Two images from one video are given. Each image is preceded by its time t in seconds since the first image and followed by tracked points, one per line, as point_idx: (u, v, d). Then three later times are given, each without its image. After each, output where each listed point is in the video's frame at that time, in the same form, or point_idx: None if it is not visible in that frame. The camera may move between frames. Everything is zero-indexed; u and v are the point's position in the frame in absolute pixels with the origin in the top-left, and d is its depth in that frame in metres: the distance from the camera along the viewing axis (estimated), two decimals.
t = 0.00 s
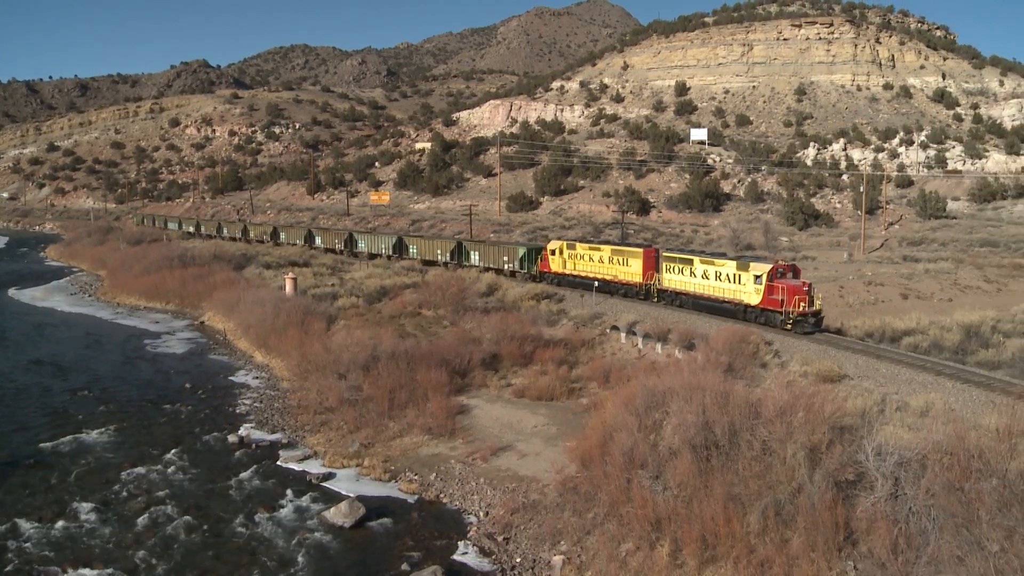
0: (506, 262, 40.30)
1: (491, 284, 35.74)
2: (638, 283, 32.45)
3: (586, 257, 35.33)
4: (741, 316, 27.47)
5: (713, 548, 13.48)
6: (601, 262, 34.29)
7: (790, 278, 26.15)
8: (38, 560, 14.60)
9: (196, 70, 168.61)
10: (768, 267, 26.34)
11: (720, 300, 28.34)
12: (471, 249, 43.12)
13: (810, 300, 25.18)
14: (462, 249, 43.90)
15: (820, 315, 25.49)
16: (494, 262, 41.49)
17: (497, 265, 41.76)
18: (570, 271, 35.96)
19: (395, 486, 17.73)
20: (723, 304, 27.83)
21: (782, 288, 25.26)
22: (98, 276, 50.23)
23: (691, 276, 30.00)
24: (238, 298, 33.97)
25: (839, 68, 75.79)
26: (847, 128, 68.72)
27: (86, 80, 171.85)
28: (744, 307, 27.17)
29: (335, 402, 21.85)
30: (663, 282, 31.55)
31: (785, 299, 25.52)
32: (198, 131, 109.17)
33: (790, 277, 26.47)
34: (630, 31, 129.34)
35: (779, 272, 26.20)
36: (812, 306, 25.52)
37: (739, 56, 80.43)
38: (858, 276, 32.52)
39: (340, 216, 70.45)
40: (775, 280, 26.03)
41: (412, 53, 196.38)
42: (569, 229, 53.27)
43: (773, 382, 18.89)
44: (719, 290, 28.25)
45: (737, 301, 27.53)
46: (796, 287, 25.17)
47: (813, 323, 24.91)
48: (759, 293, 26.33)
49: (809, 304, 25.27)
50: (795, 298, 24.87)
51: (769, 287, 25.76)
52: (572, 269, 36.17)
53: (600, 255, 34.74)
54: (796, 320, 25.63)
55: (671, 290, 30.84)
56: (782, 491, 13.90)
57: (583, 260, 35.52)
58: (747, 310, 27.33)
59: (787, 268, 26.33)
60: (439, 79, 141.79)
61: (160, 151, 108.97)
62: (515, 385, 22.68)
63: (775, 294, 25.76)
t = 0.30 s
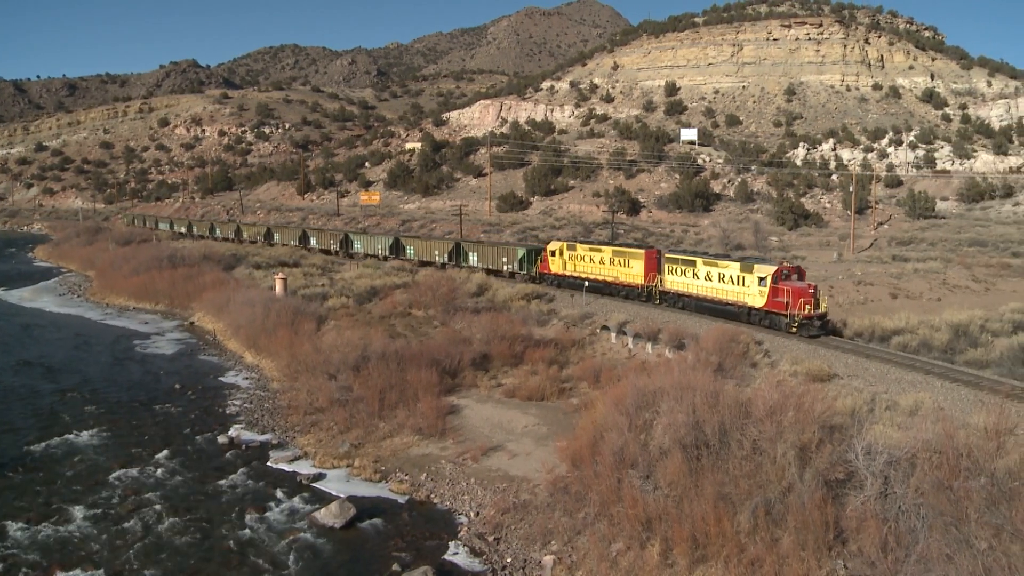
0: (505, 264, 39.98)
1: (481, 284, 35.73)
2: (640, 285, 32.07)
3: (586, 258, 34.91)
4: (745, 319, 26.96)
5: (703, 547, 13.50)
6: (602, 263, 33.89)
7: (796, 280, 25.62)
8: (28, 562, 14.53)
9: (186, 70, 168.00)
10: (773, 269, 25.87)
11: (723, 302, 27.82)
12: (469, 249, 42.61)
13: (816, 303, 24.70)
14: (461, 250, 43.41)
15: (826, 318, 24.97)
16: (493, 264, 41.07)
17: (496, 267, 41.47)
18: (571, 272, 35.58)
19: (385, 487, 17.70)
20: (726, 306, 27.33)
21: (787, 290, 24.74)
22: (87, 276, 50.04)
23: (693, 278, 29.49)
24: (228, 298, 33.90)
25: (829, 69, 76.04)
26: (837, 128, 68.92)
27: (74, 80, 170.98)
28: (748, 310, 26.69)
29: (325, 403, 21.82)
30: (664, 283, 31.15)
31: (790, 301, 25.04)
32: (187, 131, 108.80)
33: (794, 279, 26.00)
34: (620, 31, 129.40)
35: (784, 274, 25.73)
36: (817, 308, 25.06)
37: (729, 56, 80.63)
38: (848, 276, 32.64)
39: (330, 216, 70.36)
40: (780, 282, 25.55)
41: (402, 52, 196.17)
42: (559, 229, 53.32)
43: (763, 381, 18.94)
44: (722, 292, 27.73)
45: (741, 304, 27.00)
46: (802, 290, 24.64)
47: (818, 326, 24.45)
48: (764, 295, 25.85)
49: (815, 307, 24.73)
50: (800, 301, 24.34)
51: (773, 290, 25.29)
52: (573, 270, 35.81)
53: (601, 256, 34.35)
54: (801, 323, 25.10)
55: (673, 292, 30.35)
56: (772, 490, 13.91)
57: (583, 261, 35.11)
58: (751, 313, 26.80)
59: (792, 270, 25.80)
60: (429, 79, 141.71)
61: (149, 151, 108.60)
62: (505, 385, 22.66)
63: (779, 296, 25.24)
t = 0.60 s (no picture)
0: (504, 264, 39.33)
1: (472, 284, 35.73)
2: (643, 287, 31.54)
3: (588, 259, 34.36)
4: (749, 322, 26.53)
5: (694, 547, 13.51)
6: (604, 264, 33.36)
7: (802, 283, 25.21)
8: (17, 564, 14.46)
9: (175, 70, 167.53)
10: (779, 271, 25.43)
11: (728, 304, 27.39)
12: (468, 250, 42.14)
13: (823, 305, 24.26)
14: (460, 251, 42.81)
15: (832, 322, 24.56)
16: (493, 265, 40.54)
17: (496, 268, 40.85)
18: (572, 274, 35.04)
19: (376, 487, 17.68)
20: (731, 309, 26.88)
21: (793, 292, 24.32)
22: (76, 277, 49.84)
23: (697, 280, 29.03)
24: (219, 299, 33.83)
25: (819, 69, 76.28)
26: (827, 128, 69.09)
27: (63, 79, 170.15)
28: (753, 313, 26.24)
29: (315, 403, 21.78)
30: (668, 285, 30.58)
31: (796, 304, 24.61)
32: (177, 131, 108.39)
33: (801, 281, 25.56)
34: (610, 31, 129.64)
35: (790, 276, 25.29)
36: (825, 311, 24.61)
37: (719, 56, 80.84)
38: (838, 275, 32.73)
39: (320, 216, 70.26)
40: (786, 284, 25.12)
41: (393, 52, 195.92)
42: (549, 229, 53.36)
43: (753, 381, 18.98)
44: (727, 294, 27.30)
45: (746, 306, 26.57)
46: (808, 292, 24.22)
47: (825, 329, 24.00)
48: (769, 297, 25.40)
49: (821, 310, 24.31)
50: (806, 304, 23.91)
51: (779, 292, 24.87)
52: (574, 271, 35.29)
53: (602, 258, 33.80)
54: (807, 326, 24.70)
55: (677, 294, 29.89)
56: (763, 490, 13.93)
57: (585, 263, 34.56)
58: (756, 316, 26.37)
59: (798, 272, 25.40)
60: (420, 79, 141.58)
61: (138, 151, 108.19)
62: (496, 385, 22.66)
63: (785, 299, 24.81)
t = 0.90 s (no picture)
0: (502, 265, 38.71)
1: (462, 284, 35.74)
2: (645, 288, 31.18)
3: (588, 261, 33.85)
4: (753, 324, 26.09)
5: (684, 546, 13.55)
6: (605, 266, 32.91)
7: (807, 285, 24.82)
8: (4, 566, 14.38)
9: (164, 70, 166.91)
10: (784, 273, 25.07)
11: (731, 307, 26.93)
12: (466, 251, 41.58)
13: (829, 308, 23.87)
14: (458, 252, 42.24)
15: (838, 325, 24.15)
16: (491, 266, 39.95)
17: (495, 270, 40.27)
18: (572, 276, 34.51)
19: (366, 488, 17.65)
20: (734, 311, 26.48)
21: (800, 295, 23.90)
22: (63, 277, 49.64)
23: (700, 282, 28.57)
24: (208, 299, 33.75)
25: (808, 69, 76.50)
26: (816, 128, 69.28)
27: (50, 79, 169.19)
28: (757, 316, 25.83)
29: (305, 404, 21.75)
30: (670, 287, 30.14)
31: (802, 307, 24.21)
32: (166, 131, 107.97)
33: (806, 284, 25.18)
34: (599, 31, 129.86)
35: (796, 278, 24.90)
36: (830, 314, 24.22)
37: (709, 56, 81.04)
38: (828, 275, 32.84)
39: (310, 216, 70.14)
40: (791, 287, 24.76)
41: (382, 52, 195.57)
42: (539, 229, 53.40)
43: (743, 380, 19.03)
44: (731, 297, 26.85)
45: (750, 309, 26.13)
46: (814, 295, 23.81)
47: (831, 333, 23.60)
48: (774, 300, 25.00)
49: (827, 313, 23.90)
50: (812, 306, 23.49)
51: (785, 295, 24.44)
52: (574, 273, 34.76)
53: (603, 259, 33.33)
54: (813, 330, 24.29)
55: (679, 297, 29.43)
56: (752, 489, 13.96)
57: (585, 264, 34.07)
58: (760, 319, 25.92)
59: (804, 274, 25.00)
60: (409, 79, 141.44)
61: (127, 151, 107.75)
62: (486, 385, 22.66)
63: (791, 302, 24.37)
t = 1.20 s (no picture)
0: (500, 267, 38.22)
1: (451, 284, 35.73)
2: (647, 290, 30.59)
3: (589, 262, 33.36)
4: (757, 328, 25.53)
5: (674, 546, 13.57)
6: (606, 267, 32.38)
7: (813, 287, 24.22)
8: None
9: (152, 69, 166.23)
10: (789, 275, 24.47)
11: (735, 310, 26.37)
12: (464, 253, 41.02)
13: (835, 311, 23.28)
14: (456, 253, 41.76)
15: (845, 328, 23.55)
16: (490, 268, 39.37)
17: (493, 270, 39.78)
18: (573, 277, 34.02)
19: (356, 488, 17.62)
20: (738, 314, 25.92)
21: (805, 297, 23.32)
22: (49, 278, 49.40)
23: (703, 283, 28.01)
24: (197, 300, 33.65)
25: (796, 69, 76.71)
26: (804, 128, 69.41)
27: (36, 79, 168.16)
28: (761, 318, 25.26)
29: (294, 404, 21.70)
30: (672, 289, 29.62)
31: (808, 310, 23.60)
32: (154, 131, 107.50)
33: (811, 286, 24.61)
34: (588, 31, 130.08)
35: (801, 280, 24.34)
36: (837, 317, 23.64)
37: (698, 56, 81.22)
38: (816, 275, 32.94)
39: (299, 217, 69.97)
40: (797, 289, 24.16)
41: (371, 52, 195.20)
42: (528, 229, 53.39)
43: (731, 380, 19.07)
44: (734, 299, 26.28)
45: (754, 311, 25.56)
46: (820, 298, 23.22)
47: (838, 336, 23.01)
48: (778, 303, 24.42)
49: (833, 316, 23.31)
50: (818, 310, 22.91)
51: (790, 297, 23.85)
52: (575, 274, 34.27)
53: (603, 260, 32.82)
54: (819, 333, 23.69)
55: (682, 298, 28.89)
56: (742, 488, 13.98)
57: (586, 265, 33.58)
58: (764, 321, 25.35)
59: (810, 276, 24.40)
60: (399, 79, 141.29)
61: (115, 151, 107.25)
62: (476, 385, 22.65)
63: (796, 304, 23.77)
